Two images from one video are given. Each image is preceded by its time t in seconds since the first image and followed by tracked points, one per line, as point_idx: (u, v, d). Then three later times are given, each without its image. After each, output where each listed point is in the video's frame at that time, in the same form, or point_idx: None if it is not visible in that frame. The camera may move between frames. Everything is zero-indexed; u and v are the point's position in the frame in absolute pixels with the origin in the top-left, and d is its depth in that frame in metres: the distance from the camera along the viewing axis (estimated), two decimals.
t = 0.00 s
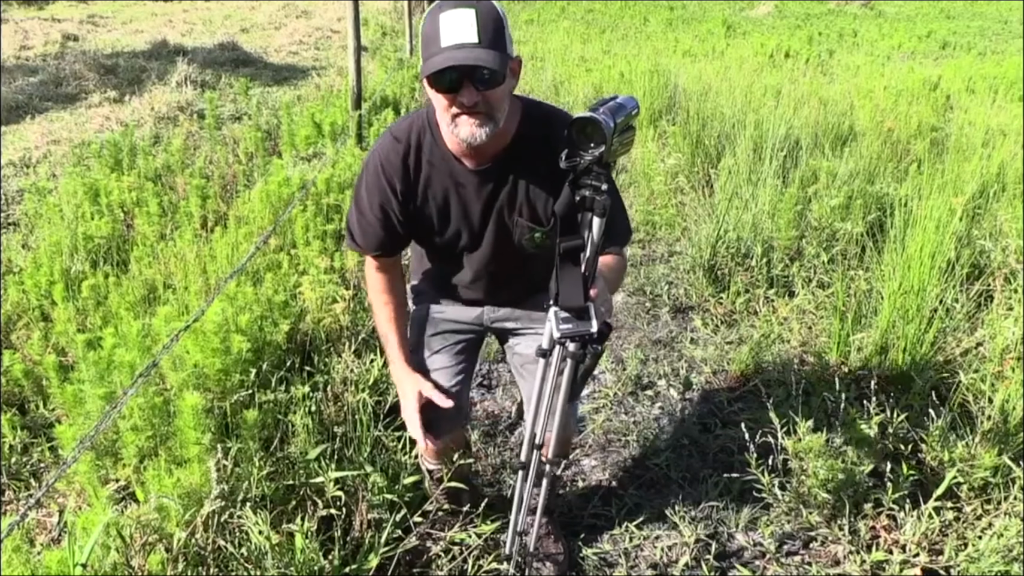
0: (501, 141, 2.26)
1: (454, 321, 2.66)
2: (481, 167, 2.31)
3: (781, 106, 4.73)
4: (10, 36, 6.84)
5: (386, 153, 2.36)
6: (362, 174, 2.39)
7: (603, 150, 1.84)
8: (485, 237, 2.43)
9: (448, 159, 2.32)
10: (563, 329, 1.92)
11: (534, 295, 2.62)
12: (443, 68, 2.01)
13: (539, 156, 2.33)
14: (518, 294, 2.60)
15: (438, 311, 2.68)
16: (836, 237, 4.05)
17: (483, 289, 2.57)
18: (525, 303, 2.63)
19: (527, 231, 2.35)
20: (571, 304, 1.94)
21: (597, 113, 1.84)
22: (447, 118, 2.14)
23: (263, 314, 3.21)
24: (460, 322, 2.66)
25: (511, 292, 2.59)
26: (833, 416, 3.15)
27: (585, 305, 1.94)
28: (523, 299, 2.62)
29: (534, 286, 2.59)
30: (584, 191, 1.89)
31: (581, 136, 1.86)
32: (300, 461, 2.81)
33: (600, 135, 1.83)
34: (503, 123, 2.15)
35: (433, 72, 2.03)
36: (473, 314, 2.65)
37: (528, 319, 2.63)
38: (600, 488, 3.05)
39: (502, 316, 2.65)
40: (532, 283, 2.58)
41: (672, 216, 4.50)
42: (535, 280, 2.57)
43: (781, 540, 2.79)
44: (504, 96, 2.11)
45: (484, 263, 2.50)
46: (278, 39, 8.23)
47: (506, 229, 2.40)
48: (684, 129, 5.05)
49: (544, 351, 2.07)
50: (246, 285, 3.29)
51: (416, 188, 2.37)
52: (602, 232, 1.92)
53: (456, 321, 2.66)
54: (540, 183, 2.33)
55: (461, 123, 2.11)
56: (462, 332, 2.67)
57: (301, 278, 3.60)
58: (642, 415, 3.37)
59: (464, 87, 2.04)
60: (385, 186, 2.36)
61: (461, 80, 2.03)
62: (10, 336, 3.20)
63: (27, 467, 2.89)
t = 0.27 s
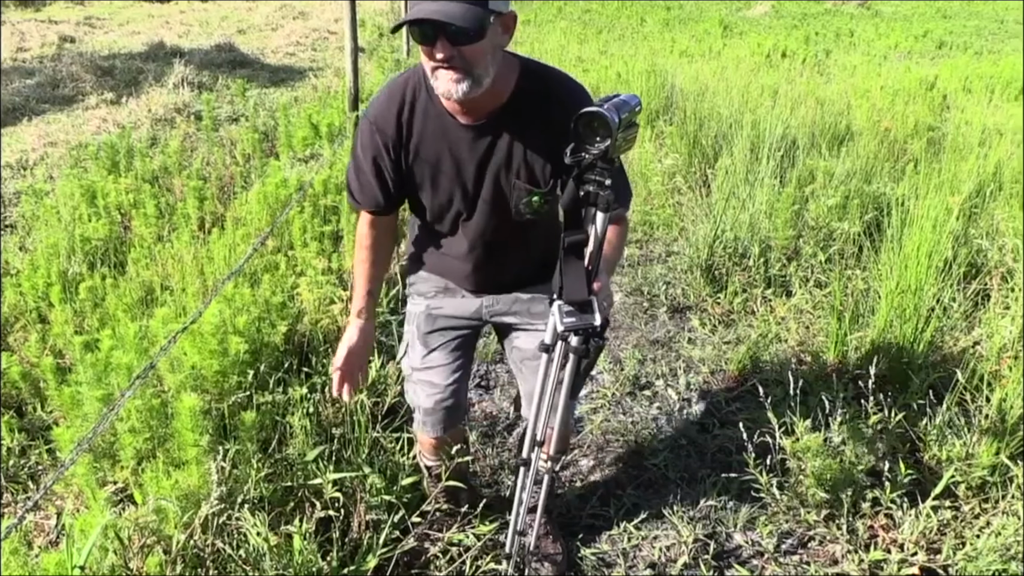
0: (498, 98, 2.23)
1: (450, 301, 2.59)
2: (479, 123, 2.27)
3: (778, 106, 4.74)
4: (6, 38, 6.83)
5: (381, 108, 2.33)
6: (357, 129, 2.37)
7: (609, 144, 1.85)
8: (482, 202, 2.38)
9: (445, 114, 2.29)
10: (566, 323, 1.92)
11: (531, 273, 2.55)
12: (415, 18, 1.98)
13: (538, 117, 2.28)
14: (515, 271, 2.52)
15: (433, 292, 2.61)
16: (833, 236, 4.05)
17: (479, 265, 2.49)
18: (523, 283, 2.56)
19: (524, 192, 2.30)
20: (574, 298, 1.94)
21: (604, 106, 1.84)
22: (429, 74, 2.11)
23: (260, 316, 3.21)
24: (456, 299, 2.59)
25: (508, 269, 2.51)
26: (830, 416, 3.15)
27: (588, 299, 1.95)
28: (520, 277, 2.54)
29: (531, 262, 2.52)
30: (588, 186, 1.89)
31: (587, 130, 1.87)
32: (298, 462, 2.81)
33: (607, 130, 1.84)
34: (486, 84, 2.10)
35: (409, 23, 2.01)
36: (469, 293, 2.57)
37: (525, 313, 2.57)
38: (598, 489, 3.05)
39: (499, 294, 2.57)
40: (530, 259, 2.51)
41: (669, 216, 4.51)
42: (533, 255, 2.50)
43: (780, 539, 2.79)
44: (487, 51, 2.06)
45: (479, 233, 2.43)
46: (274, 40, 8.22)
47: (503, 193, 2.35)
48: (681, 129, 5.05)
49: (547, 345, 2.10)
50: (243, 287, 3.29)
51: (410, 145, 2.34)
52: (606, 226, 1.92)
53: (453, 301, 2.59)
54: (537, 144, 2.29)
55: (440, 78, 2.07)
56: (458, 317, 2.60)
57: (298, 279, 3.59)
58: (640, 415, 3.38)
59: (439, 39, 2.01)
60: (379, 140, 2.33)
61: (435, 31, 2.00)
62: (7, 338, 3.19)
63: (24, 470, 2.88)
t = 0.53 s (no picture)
0: (477, 62, 2.09)
1: (424, 294, 2.43)
2: (452, 88, 2.13)
3: (757, 114, 4.77)
4: None
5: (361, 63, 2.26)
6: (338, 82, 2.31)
7: (612, 151, 1.88)
8: (455, 176, 2.23)
9: (422, 76, 2.17)
10: (564, 328, 1.96)
11: (509, 270, 2.36)
12: None
13: (519, 90, 2.12)
14: (489, 263, 2.34)
15: (407, 288, 2.45)
16: (812, 243, 4.08)
17: (450, 250, 2.33)
18: (499, 279, 2.37)
19: (500, 162, 2.16)
20: (572, 302, 1.97)
21: (606, 114, 1.88)
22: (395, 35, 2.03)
23: (241, 328, 3.17)
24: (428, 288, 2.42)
25: (482, 260, 2.33)
26: (810, 421, 3.18)
27: (585, 303, 1.98)
28: (495, 272, 2.35)
29: (507, 255, 2.33)
30: (586, 193, 1.92)
31: (592, 137, 1.89)
32: (280, 475, 2.79)
33: (610, 137, 1.87)
34: (450, 51, 2.00)
35: None
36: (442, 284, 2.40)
37: (506, 320, 2.40)
38: (580, 498, 3.04)
39: (473, 288, 2.38)
40: (506, 250, 2.33)
41: (651, 224, 4.53)
42: (509, 245, 2.32)
43: (762, 545, 2.80)
44: (449, 16, 1.96)
45: (452, 212, 2.28)
46: (253, 49, 8.18)
47: (478, 168, 2.20)
48: (662, 137, 5.06)
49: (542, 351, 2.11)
50: (224, 299, 3.25)
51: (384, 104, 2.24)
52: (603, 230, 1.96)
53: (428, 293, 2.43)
54: (516, 117, 2.13)
55: (402, 40, 2.00)
56: (434, 318, 2.44)
57: (279, 290, 3.56)
58: (623, 424, 3.37)
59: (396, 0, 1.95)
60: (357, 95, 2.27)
61: None
62: None
63: (1, 487, 2.83)
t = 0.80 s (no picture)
0: (479, 113, 2.14)
1: (420, 353, 2.41)
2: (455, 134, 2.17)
3: (752, 184, 4.82)
4: None
5: (364, 112, 2.29)
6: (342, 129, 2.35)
7: (633, 223, 1.91)
8: (452, 227, 2.24)
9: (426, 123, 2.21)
10: (577, 396, 1.95)
11: (504, 324, 2.37)
12: (366, 29, 2.02)
13: (518, 143, 2.16)
14: (484, 317, 2.34)
15: (403, 348, 2.43)
16: (809, 312, 4.10)
17: (445, 303, 2.33)
18: (494, 334, 2.37)
19: (498, 214, 2.19)
20: (586, 370, 1.97)
21: (625, 186, 1.92)
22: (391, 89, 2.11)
23: (238, 395, 3.13)
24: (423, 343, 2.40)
25: (477, 313, 2.33)
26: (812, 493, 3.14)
27: (597, 371, 1.98)
28: (490, 326, 2.35)
29: (503, 309, 2.34)
30: (600, 262, 1.95)
31: (611, 210, 1.92)
32: (275, 545, 2.78)
33: (630, 209, 1.90)
34: (439, 100, 2.05)
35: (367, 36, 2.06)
36: (436, 339, 2.39)
37: (503, 385, 2.40)
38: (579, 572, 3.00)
39: (468, 343, 2.38)
40: (502, 303, 2.33)
41: (648, 292, 4.55)
42: (505, 300, 2.33)
43: None
44: (439, 67, 2.02)
45: (448, 263, 2.29)
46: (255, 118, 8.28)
47: (476, 219, 2.22)
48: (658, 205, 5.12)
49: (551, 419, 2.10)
50: (221, 365, 3.22)
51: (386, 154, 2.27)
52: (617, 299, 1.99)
53: (423, 350, 2.41)
54: (515, 170, 2.17)
55: (395, 88, 2.06)
56: (430, 380, 2.42)
57: (277, 357, 3.53)
58: (622, 495, 3.31)
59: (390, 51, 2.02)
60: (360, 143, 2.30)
61: (383, 42, 2.01)
62: None
63: None
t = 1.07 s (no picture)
0: (485, 147, 2.11)
1: (419, 388, 2.39)
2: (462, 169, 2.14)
3: (751, 227, 4.84)
4: None
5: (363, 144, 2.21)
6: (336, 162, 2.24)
7: (634, 259, 1.90)
8: (456, 260, 2.22)
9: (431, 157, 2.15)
10: (578, 431, 1.95)
11: (506, 358, 2.35)
12: (372, 65, 1.96)
13: (524, 176, 2.13)
14: (487, 351, 2.31)
15: (402, 384, 2.41)
16: (809, 352, 4.04)
17: (448, 337, 2.29)
18: (495, 367, 2.35)
19: (503, 248, 2.16)
20: (587, 405, 1.97)
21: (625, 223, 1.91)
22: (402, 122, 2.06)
23: (237, 433, 3.11)
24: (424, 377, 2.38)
25: (479, 347, 2.30)
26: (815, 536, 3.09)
27: (598, 406, 1.98)
28: (492, 360, 2.33)
29: (505, 343, 2.32)
30: (599, 298, 1.94)
31: (613, 247, 1.90)
32: None
33: (630, 243, 1.89)
34: (448, 136, 2.01)
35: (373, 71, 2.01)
36: (437, 372, 2.36)
37: (502, 421, 2.38)
38: None
39: (470, 376, 2.36)
40: (504, 337, 2.31)
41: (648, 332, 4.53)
42: (507, 334, 2.31)
43: None
44: (448, 103, 1.97)
45: (451, 295, 2.26)
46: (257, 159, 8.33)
47: (480, 253, 2.19)
48: (658, 247, 5.14)
49: (552, 455, 2.08)
50: (220, 403, 3.21)
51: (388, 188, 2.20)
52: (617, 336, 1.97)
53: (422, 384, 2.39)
54: (520, 204, 2.15)
55: (407, 126, 2.02)
56: (430, 416, 2.41)
57: (276, 396, 3.51)
58: (623, 537, 3.26)
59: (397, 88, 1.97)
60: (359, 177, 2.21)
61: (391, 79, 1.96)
62: None
63: None
